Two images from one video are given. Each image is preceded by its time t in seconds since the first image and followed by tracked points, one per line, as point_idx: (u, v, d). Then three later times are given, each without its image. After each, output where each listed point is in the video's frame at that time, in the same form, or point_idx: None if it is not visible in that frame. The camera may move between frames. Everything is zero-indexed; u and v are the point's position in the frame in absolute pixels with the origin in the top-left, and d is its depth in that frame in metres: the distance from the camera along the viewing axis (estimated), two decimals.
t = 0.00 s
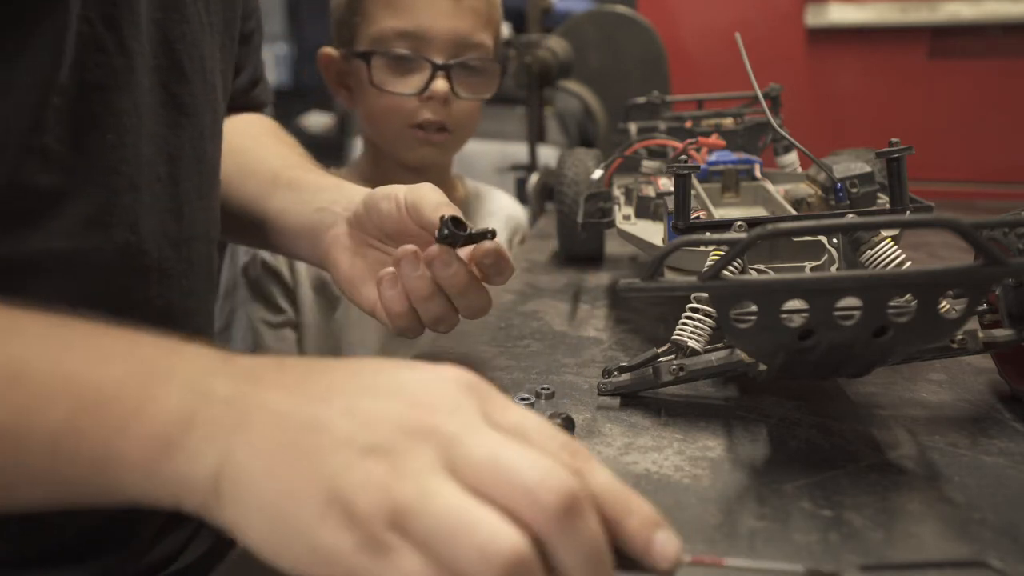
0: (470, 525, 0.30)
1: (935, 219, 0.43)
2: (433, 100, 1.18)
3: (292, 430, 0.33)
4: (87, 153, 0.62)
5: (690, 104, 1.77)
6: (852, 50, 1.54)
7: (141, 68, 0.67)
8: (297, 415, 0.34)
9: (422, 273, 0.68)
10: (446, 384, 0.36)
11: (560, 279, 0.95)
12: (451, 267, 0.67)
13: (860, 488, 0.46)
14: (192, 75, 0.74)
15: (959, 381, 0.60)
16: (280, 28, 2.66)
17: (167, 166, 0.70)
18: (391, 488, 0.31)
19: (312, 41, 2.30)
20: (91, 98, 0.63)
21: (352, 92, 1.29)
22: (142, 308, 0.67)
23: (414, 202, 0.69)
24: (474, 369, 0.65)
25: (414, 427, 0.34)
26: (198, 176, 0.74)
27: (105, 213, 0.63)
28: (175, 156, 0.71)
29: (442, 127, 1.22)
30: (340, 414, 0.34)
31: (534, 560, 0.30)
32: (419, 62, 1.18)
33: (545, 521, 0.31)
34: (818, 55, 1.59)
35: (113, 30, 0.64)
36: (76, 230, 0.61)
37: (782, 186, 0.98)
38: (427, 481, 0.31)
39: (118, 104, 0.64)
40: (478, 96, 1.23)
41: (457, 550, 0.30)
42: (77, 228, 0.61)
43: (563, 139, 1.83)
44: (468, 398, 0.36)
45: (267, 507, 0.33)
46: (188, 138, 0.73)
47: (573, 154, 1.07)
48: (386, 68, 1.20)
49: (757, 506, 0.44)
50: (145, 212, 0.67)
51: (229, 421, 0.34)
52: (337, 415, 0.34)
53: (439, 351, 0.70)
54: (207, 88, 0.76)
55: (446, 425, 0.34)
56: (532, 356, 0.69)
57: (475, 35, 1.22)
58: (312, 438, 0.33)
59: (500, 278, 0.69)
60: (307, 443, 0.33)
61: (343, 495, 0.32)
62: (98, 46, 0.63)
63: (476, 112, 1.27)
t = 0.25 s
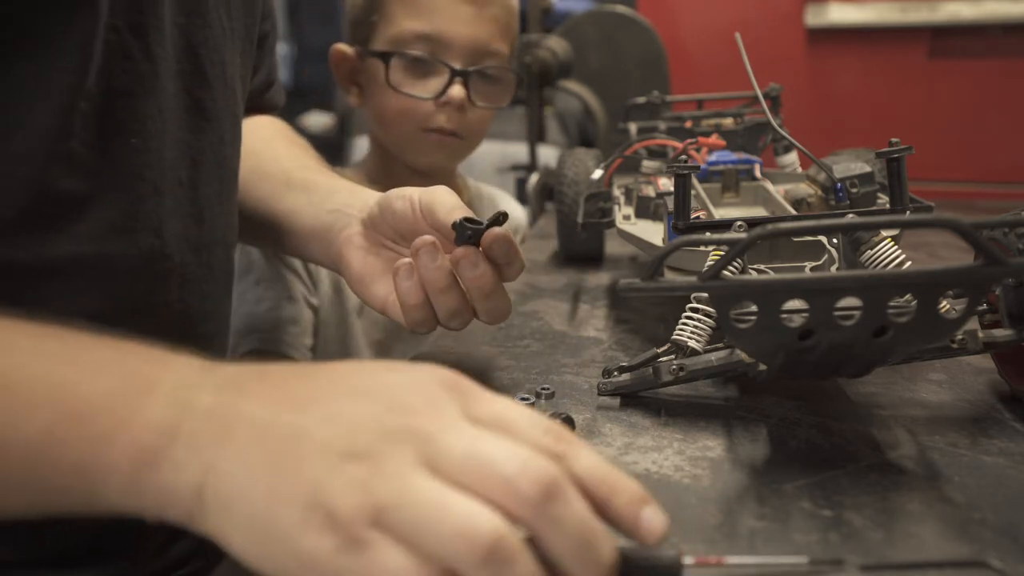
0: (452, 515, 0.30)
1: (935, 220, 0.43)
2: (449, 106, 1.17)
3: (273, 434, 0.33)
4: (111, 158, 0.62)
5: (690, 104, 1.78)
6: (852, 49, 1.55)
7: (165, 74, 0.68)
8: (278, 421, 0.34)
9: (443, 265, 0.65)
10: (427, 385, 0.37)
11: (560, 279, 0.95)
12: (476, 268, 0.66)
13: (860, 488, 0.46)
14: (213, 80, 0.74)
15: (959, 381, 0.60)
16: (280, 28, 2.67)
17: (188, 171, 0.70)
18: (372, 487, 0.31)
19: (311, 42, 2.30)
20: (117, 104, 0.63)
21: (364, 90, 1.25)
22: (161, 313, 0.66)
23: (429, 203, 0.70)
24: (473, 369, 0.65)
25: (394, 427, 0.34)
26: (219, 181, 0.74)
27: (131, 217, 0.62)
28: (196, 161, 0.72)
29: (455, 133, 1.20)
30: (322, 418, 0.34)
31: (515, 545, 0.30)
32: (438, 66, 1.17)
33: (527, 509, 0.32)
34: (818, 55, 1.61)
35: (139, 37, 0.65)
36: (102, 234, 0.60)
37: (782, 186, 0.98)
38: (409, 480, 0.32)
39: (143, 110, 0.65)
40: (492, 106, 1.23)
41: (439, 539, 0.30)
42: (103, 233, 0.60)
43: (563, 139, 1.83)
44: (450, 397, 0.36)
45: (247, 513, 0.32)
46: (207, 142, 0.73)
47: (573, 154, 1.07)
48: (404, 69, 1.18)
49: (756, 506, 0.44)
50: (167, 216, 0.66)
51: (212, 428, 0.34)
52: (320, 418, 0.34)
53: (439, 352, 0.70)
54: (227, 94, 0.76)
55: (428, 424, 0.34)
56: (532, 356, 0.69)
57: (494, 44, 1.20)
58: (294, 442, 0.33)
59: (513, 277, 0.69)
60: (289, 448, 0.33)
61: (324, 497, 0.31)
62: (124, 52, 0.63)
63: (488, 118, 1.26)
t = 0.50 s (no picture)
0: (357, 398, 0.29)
1: (936, 220, 0.43)
2: (466, 112, 1.15)
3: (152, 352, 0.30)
4: (103, 162, 0.61)
5: (689, 104, 1.78)
6: (852, 50, 1.55)
7: (161, 75, 0.65)
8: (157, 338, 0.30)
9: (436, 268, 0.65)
10: (303, 267, 0.32)
11: (560, 279, 0.95)
12: (472, 272, 0.65)
13: (860, 488, 0.46)
14: (210, 80, 0.72)
15: (959, 381, 0.60)
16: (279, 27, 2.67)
17: (183, 173, 0.69)
18: (264, 386, 0.29)
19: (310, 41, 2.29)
20: (110, 105, 0.62)
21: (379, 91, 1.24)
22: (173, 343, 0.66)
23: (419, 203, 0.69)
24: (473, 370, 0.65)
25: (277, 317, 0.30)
26: (216, 183, 0.71)
27: (126, 221, 0.61)
28: (192, 162, 0.69)
29: (468, 140, 1.19)
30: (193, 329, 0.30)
31: (412, 405, 0.29)
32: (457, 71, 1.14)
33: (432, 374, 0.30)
34: (818, 54, 1.60)
35: (133, 38, 0.63)
36: (93, 239, 0.59)
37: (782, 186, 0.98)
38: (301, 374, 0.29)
39: (137, 112, 0.63)
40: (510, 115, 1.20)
41: (344, 424, 0.29)
42: (93, 236, 0.59)
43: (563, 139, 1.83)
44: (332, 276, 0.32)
45: (143, 446, 0.29)
46: (203, 143, 0.70)
47: (573, 154, 1.08)
48: (422, 73, 1.15)
49: (756, 506, 0.44)
50: (164, 220, 0.64)
51: (87, 369, 0.30)
52: (194, 329, 0.30)
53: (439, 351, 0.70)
54: (225, 96, 0.74)
55: (313, 311, 0.30)
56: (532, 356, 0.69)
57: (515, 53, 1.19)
58: (173, 360, 0.29)
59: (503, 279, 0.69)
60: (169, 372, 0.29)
61: (219, 410, 0.28)
62: (116, 54, 0.62)
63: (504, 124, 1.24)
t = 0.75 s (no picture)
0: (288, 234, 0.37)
1: (936, 220, 0.43)
2: (479, 114, 1.14)
3: (90, 234, 0.34)
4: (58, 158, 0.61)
5: (689, 104, 1.78)
6: (853, 50, 1.54)
7: (111, 69, 0.66)
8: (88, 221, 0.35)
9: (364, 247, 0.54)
10: (190, 124, 0.36)
11: (560, 279, 0.95)
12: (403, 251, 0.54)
13: (860, 488, 0.46)
14: (170, 75, 0.73)
15: (959, 381, 0.60)
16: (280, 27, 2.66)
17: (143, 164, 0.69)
18: (209, 235, 0.35)
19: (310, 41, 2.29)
20: (60, 101, 0.63)
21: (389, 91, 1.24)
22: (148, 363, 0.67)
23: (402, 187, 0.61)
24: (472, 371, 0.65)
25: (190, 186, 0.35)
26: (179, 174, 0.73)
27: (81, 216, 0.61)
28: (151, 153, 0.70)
29: (480, 141, 1.18)
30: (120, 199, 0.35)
31: (327, 231, 0.39)
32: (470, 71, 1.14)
33: (334, 206, 0.40)
34: (818, 53, 1.59)
35: (79, 30, 0.64)
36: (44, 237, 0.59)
37: (782, 186, 0.98)
38: (237, 224, 0.36)
39: (86, 108, 0.64)
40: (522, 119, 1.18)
41: (279, 255, 0.37)
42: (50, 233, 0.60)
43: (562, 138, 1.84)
44: (220, 132, 0.37)
45: (106, 307, 0.35)
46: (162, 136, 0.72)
47: (574, 154, 1.08)
48: (435, 73, 1.15)
49: (756, 506, 0.44)
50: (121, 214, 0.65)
51: (36, 256, 0.35)
52: (120, 199, 0.35)
53: (438, 351, 0.70)
54: (185, 88, 0.75)
55: (228, 168, 0.36)
56: (532, 356, 0.68)
57: (529, 56, 1.18)
58: (114, 230, 0.34)
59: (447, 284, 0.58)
60: (116, 244, 0.34)
61: (171, 263, 0.35)
62: (62, 50, 0.63)
63: (516, 126, 1.21)
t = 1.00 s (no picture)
0: (232, 211, 0.41)
1: (936, 220, 0.43)
2: (476, 116, 1.14)
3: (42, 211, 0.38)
4: None
5: (689, 104, 1.78)
6: (853, 50, 1.55)
7: (37, 61, 0.69)
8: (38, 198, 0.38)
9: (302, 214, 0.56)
10: (131, 102, 0.39)
11: (560, 279, 0.95)
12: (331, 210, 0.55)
13: (860, 488, 0.46)
14: (105, 65, 0.75)
15: (959, 381, 0.60)
16: (280, 27, 2.67)
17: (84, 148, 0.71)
18: (161, 211, 0.38)
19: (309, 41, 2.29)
20: None
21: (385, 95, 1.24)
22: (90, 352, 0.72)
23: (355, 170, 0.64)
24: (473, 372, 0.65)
25: (134, 162, 0.38)
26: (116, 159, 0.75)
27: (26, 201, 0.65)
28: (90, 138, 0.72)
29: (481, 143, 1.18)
30: (71, 176, 0.38)
31: (267, 206, 0.43)
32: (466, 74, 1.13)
33: (274, 184, 0.43)
34: (818, 53, 1.59)
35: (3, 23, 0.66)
36: None
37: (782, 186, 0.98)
38: (186, 201, 0.39)
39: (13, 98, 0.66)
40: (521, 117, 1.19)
41: (226, 231, 0.41)
42: None
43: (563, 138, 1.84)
44: (160, 110, 0.40)
45: (66, 281, 0.39)
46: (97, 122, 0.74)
47: (573, 154, 1.08)
48: (431, 77, 1.14)
49: (757, 506, 0.44)
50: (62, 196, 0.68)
51: None
52: (69, 178, 0.38)
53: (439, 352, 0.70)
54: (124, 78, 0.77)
55: (172, 144, 0.39)
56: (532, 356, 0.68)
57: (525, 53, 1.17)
58: (68, 208, 0.37)
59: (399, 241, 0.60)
60: (67, 222, 0.38)
61: (126, 238, 0.38)
62: None
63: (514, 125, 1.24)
